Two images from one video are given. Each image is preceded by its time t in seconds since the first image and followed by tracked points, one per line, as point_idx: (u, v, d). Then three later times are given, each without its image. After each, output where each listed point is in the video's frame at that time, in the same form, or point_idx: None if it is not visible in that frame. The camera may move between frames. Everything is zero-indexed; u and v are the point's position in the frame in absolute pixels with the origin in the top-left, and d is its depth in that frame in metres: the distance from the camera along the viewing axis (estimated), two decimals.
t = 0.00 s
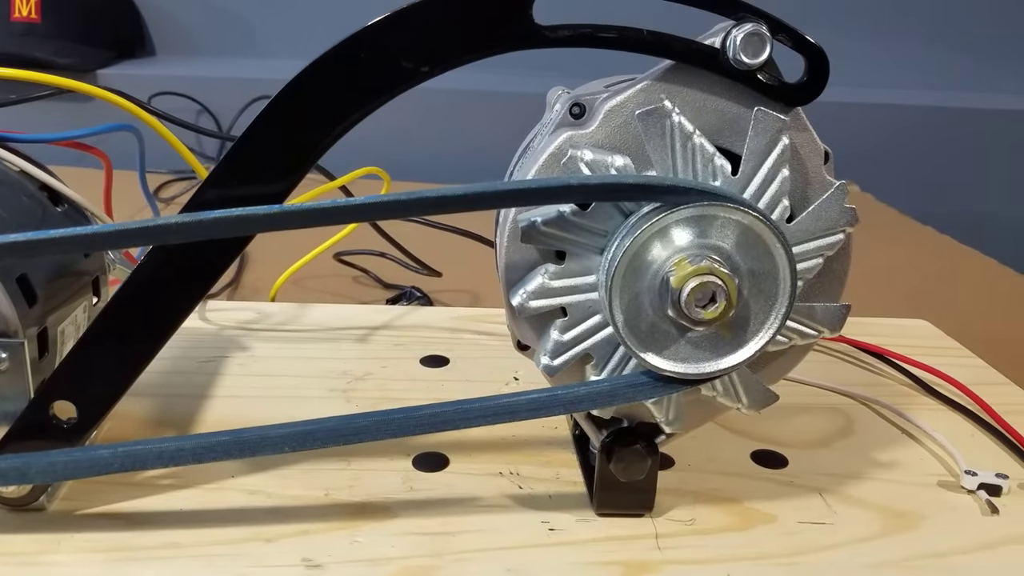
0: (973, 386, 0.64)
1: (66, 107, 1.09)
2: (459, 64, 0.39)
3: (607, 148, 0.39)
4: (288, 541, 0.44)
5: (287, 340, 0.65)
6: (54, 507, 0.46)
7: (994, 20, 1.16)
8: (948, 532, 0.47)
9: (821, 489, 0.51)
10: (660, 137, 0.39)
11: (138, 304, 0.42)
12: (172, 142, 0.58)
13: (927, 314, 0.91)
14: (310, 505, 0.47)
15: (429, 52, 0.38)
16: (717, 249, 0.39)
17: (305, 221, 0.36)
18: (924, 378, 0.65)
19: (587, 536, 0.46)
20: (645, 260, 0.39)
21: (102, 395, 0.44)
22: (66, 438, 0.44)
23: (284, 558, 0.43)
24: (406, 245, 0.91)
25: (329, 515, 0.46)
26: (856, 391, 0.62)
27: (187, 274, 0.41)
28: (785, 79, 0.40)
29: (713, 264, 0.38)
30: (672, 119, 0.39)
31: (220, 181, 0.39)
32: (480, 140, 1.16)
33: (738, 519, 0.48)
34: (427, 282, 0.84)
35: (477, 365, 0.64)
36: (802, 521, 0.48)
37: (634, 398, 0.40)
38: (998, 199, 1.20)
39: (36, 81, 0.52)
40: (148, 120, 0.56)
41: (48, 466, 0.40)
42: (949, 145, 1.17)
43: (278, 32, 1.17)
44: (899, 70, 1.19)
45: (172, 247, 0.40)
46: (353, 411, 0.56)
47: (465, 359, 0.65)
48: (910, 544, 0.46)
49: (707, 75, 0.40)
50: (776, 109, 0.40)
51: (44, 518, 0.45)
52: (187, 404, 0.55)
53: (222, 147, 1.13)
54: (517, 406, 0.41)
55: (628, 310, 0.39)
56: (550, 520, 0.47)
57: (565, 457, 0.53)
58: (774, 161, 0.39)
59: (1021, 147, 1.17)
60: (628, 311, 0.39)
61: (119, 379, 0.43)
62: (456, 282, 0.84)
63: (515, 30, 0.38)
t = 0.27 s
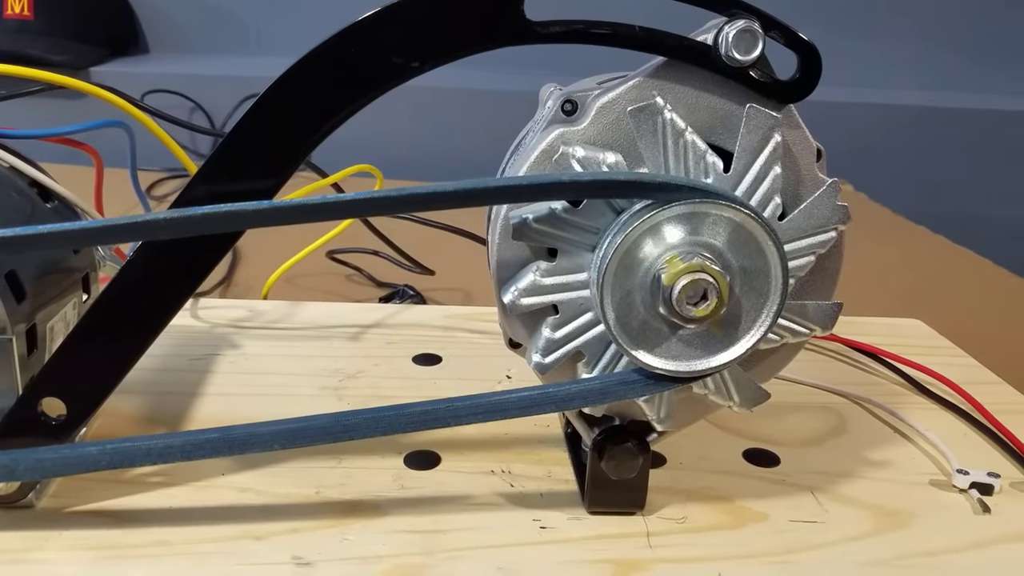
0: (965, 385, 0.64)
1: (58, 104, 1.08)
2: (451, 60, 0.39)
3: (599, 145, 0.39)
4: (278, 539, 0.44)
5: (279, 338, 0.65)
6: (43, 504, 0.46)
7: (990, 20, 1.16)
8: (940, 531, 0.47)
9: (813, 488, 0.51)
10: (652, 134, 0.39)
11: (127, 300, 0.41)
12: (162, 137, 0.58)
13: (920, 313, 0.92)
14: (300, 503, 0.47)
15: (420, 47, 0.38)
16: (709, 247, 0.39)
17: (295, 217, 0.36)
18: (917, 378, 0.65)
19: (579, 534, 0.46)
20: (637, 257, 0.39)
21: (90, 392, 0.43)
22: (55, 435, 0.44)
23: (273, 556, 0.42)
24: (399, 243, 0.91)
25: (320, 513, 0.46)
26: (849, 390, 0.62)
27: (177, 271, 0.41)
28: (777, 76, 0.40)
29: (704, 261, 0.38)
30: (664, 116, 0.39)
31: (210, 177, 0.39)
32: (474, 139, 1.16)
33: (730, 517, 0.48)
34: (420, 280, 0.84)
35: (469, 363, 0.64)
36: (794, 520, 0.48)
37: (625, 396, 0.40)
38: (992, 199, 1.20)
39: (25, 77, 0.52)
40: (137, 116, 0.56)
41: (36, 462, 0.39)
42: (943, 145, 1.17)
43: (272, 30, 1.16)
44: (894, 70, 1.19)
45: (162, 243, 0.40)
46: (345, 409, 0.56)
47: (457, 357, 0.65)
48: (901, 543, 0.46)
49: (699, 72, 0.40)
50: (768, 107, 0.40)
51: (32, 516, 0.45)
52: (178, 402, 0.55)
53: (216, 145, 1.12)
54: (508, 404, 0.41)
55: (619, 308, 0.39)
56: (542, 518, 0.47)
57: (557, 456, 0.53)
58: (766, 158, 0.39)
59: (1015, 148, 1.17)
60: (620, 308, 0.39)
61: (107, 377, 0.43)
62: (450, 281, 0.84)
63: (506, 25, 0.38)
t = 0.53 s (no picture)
0: (962, 386, 0.64)
1: (55, 103, 1.08)
2: (446, 59, 0.39)
3: (595, 145, 0.39)
4: (272, 540, 0.44)
5: (274, 338, 0.65)
6: (37, 504, 0.45)
7: (988, 21, 1.15)
8: (936, 533, 0.47)
9: (809, 489, 0.51)
10: (648, 134, 0.39)
11: (121, 300, 0.41)
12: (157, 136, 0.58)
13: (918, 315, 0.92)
14: (295, 504, 0.47)
15: (415, 47, 0.38)
16: (705, 247, 0.39)
17: (289, 217, 0.36)
18: (913, 379, 0.65)
19: (574, 535, 0.46)
20: (632, 258, 0.38)
21: (84, 392, 0.43)
22: (49, 434, 0.44)
23: (268, 557, 0.42)
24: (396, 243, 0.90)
25: (315, 513, 0.46)
26: (845, 391, 0.62)
27: (171, 270, 0.41)
28: (773, 76, 0.40)
29: (700, 262, 0.38)
30: (660, 116, 0.39)
31: (205, 177, 0.39)
32: (472, 139, 1.15)
33: (726, 519, 0.47)
34: (417, 280, 0.84)
35: (465, 363, 0.64)
36: (790, 521, 0.47)
37: (621, 396, 0.40)
38: (989, 200, 1.20)
39: (21, 76, 0.51)
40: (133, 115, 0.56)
41: (30, 462, 0.39)
42: (941, 146, 1.17)
43: (269, 29, 1.16)
44: (892, 71, 1.18)
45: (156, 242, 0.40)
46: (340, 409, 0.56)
47: (453, 357, 0.65)
48: (898, 544, 0.46)
49: (695, 72, 0.40)
50: (764, 108, 0.40)
51: (26, 516, 0.44)
52: (173, 402, 0.55)
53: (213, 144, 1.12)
54: (503, 404, 0.41)
55: (615, 309, 0.39)
56: (537, 519, 0.47)
57: (553, 456, 0.53)
58: (762, 159, 0.39)
59: (1012, 149, 1.17)
60: (615, 309, 0.39)
61: (101, 376, 0.43)
62: (447, 281, 0.84)
63: (502, 25, 0.38)
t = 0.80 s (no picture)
0: (962, 387, 0.63)
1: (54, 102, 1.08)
2: (445, 59, 0.38)
3: (594, 145, 0.39)
4: (270, 542, 0.43)
5: (273, 338, 0.64)
6: (34, 506, 0.45)
7: (988, 22, 1.15)
8: (936, 535, 0.47)
9: (809, 491, 0.50)
10: (648, 134, 0.38)
11: (117, 300, 0.41)
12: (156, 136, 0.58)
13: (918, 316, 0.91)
14: (292, 506, 0.46)
15: (414, 47, 0.38)
16: (704, 248, 0.38)
17: (286, 218, 0.36)
18: (913, 380, 0.65)
19: (573, 537, 0.45)
20: (632, 259, 0.38)
21: (80, 393, 0.43)
22: (46, 436, 0.43)
23: (266, 560, 0.42)
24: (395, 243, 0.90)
25: (313, 515, 0.46)
26: (845, 392, 0.62)
27: (168, 270, 0.41)
28: (773, 76, 0.40)
29: (700, 263, 0.38)
30: (660, 116, 0.38)
31: (202, 177, 0.38)
32: (471, 139, 1.15)
33: (726, 521, 0.47)
34: (415, 280, 0.84)
35: (464, 364, 0.64)
36: (790, 523, 0.47)
37: (620, 398, 0.40)
38: (989, 200, 1.20)
39: (17, 75, 0.51)
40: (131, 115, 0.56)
41: (26, 464, 0.39)
42: (940, 146, 1.17)
43: (268, 29, 1.16)
44: (891, 71, 1.18)
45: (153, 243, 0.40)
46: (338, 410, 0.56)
47: (452, 358, 0.64)
48: (898, 547, 0.46)
49: (695, 72, 0.39)
50: (765, 108, 0.40)
51: (23, 517, 0.44)
52: (170, 402, 0.55)
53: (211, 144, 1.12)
54: (502, 406, 0.40)
55: (614, 310, 0.39)
56: (536, 521, 0.46)
57: (552, 458, 0.53)
58: (762, 160, 0.39)
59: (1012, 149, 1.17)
60: (615, 310, 0.39)
61: (98, 377, 0.43)
62: (445, 281, 0.84)
63: (501, 24, 0.38)
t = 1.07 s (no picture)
0: (962, 388, 0.63)
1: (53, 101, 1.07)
2: (444, 57, 0.38)
3: (594, 145, 0.39)
4: (268, 543, 0.43)
5: (271, 338, 0.64)
6: (30, 506, 0.45)
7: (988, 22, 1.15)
8: (936, 536, 0.47)
9: (809, 492, 0.50)
10: (648, 134, 0.38)
11: (116, 299, 0.41)
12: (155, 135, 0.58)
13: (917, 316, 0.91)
14: (291, 506, 0.46)
15: (413, 45, 0.37)
16: (704, 249, 0.38)
17: (284, 217, 0.35)
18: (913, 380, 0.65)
19: (572, 538, 0.45)
20: (632, 259, 0.38)
21: (77, 393, 0.43)
22: (42, 436, 0.43)
23: (264, 560, 0.42)
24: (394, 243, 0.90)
25: (311, 515, 0.46)
26: (844, 393, 0.62)
27: (166, 269, 0.40)
28: (774, 76, 0.40)
29: (700, 263, 0.37)
30: (660, 116, 0.38)
31: (200, 175, 0.38)
32: (471, 138, 1.15)
33: (725, 521, 0.47)
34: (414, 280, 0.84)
35: (463, 364, 0.64)
36: (790, 524, 0.47)
37: (620, 398, 0.40)
38: (988, 201, 1.20)
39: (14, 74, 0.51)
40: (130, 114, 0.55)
41: (23, 464, 0.39)
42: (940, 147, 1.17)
43: (267, 28, 1.16)
44: (891, 71, 1.18)
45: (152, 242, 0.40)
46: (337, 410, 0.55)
47: (451, 358, 0.64)
48: (898, 548, 0.45)
49: (695, 71, 0.39)
50: (765, 107, 0.40)
51: (19, 517, 0.44)
52: (168, 402, 0.54)
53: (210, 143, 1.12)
54: (501, 406, 0.40)
55: (614, 310, 0.39)
56: (535, 522, 0.46)
57: (551, 458, 0.53)
58: (762, 160, 0.39)
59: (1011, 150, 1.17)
60: (614, 311, 0.39)
61: (95, 377, 0.43)
62: (444, 281, 0.84)
63: (500, 23, 0.38)
